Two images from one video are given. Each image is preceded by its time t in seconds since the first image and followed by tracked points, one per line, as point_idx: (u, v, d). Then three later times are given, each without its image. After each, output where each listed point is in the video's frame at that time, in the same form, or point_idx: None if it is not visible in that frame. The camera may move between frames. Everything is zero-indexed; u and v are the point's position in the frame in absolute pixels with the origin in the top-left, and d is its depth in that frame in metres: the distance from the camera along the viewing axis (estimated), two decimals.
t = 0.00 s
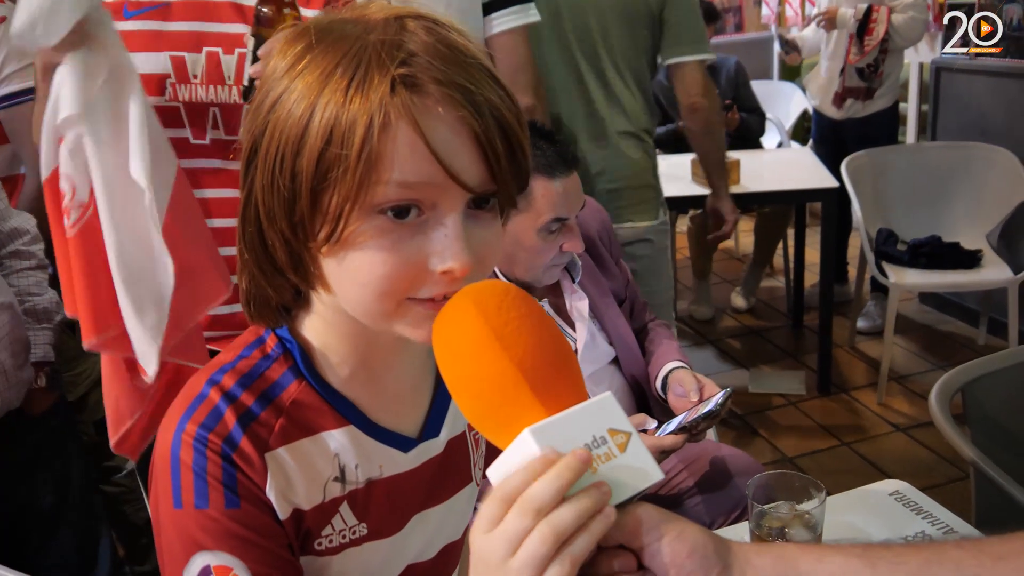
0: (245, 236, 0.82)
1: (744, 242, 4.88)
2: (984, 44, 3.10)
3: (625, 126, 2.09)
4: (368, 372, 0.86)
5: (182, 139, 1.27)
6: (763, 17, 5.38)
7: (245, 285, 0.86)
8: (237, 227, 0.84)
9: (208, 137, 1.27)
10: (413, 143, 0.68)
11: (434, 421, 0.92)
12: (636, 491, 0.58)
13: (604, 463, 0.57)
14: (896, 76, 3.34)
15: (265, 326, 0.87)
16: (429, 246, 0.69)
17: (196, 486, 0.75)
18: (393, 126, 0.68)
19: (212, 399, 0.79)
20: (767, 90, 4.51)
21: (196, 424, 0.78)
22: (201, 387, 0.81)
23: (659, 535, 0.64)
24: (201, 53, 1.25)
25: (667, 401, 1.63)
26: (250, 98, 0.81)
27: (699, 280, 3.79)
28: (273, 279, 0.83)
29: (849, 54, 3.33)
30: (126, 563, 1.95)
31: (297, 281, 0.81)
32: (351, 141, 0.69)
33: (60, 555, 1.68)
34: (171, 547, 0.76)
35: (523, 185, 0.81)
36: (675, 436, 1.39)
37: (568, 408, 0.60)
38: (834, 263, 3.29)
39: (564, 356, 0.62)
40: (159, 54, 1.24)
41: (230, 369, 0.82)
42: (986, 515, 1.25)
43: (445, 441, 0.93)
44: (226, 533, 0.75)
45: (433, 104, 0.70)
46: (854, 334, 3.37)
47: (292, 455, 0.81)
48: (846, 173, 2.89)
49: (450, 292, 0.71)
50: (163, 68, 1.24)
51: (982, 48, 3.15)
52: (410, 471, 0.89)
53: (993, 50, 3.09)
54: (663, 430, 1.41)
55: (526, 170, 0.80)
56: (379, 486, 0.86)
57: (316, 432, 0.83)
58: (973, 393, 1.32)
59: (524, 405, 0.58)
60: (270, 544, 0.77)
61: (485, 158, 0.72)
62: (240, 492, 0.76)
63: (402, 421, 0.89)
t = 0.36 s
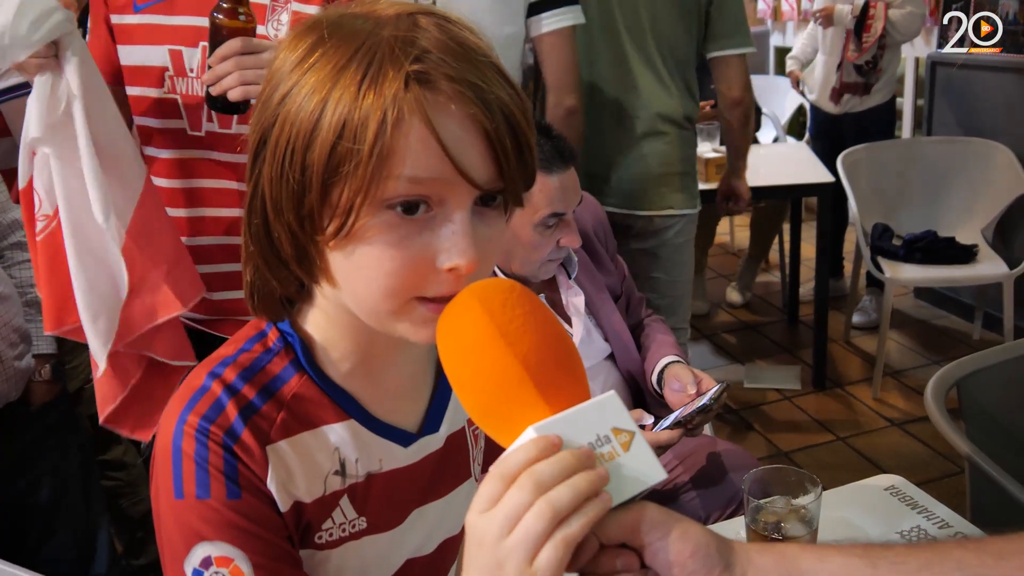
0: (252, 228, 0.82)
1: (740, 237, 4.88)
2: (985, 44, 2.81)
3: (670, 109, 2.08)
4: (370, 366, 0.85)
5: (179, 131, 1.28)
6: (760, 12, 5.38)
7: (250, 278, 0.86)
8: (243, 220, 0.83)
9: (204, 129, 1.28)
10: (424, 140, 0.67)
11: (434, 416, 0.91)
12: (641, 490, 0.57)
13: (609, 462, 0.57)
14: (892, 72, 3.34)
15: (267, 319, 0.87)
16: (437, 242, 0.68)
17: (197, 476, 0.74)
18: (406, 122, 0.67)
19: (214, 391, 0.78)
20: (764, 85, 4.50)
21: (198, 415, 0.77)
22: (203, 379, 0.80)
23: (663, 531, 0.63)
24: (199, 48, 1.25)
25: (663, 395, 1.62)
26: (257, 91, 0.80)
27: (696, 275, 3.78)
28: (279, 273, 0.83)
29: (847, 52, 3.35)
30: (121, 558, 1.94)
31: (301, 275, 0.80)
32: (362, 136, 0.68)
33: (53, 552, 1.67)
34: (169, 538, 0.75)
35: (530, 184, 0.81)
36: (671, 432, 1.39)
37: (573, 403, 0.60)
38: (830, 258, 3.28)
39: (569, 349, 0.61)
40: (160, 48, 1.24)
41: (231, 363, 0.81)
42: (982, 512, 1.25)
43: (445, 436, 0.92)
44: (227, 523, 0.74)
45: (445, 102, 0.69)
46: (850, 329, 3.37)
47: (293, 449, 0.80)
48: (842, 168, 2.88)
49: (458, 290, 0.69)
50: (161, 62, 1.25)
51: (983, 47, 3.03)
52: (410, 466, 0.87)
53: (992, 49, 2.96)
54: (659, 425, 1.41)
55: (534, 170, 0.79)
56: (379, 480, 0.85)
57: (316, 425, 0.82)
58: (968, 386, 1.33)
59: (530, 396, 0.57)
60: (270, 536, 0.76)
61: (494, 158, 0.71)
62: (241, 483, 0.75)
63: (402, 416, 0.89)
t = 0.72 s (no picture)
0: (260, 228, 0.82)
1: (738, 236, 4.89)
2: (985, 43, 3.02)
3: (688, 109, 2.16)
4: (372, 364, 0.85)
5: (158, 135, 1.33)
6: (758, 12, 5.38)
7: (256, 277, 0.86)
8: (251, 219, 0.84)
9: (184, 130, 1.32)
10: (438, 137, 0.67)
11: (436, 415, 0.91)
12: (641, 486, 0.57)
13: (608, 460, 0.57)
14: (891, 70, 3.33)
15: (271, 318, 0.87)
16: (447, 241, 0.68)
17: (199, 471, 0.74)
18: (421, 120, 0.68)
19: (217, 388, 0.79)
20: (762, 85, 4.51)
21: (201, 411, 0.77)
22: (206, 375, 0.81)
23: (661, 531, 0.64)
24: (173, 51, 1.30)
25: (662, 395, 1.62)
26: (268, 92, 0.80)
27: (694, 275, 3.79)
28: (286, 271, 0.83)
29: (841, 50, 3.37)
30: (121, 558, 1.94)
31: (308, 273, 0.80)
32: (377, 134, 0.68)
33: (54, 552, 1.68)
34: (172, 534, 0.75)
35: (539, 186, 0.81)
36: (669, 431, 1.39)
37: (575, 401, 0.60)
38: (828, 258, 3.29)
39: (570, 347, 0.61)
40: (136, 54, 1.29)
41: (234, 360, 0.82)
42: (979, 511, 1.25)
43: (447, 435, 0.92)
44: (228, 519, 0.74)
45: (459, 100, 0.69)
46: (848, 329, 3.38)
47: (295, 446, 0.80)
48: (840, 167, 2.89)
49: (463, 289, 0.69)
50: (134, 69, 1.29)
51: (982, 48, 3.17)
52: (411, 464, 0.88)
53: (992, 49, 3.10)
54: (658, 424, 1.41)
55: (543, 171, 0.80)
56: (380, 477, 0.85)
57: (318, 423, 0.82)
58: (966, 386, 1.33)
59: (530, 393, 0.58)
60: (271, 532, 0.76)
61: (506, 156, 0.71)
62: (242, 479, 0.75)
63: (404, 414, 0.89)
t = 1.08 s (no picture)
0: (265, 227, 0.82)
1: (735, 237, 4.89)
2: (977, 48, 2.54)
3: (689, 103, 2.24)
4: (376, 360, 0.85)
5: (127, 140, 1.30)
6: (755, 13, 5.39)
7: (258, 278, 0.86)
8: (255, 219, 0.84)
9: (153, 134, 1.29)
10: (442, 131, 0.68)
11: (444, 411, 0.91)
12: (647, 481, 0.57)
13: (612, 459, 0.57)
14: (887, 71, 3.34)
15: (275, 317, 0.87)
16: (452, 237, 0.67)
17: (202, 468, 0.74)
18: (425, 114, 0.68)
19: (220, 385, 0.79)
20: (759, 86, 4.52)
21: (204, 408, 0.77)
22: (210, 372, 0.81)
23: (662, 532, 0.64)
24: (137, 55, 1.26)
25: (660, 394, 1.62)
26: (272, 94, 0.81)
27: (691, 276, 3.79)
28: (290, 270, 0.83)
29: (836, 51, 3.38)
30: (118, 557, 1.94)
31: (313, 271, 0.80)
32: (381, 129, 0.68)
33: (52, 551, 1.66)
34: (176, 532, 0.75)
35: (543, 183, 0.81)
36: (667, 432, 1.39)
37: (580, 397, 0.60)
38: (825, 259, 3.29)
39: (573, 343, 0.61)
40: (102, 60, 1.27)
41: (238, 357, 0.82)
42: (977, 511, 1.25)
43: (454, 431, 0.91)
44: (231, 516, 0.74)
45: (463, 94, 0.70)
46: (845, 329, 3.38)
47: (300, 443, 0.80)
48: (837, 168, 2.89)
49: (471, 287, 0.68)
50: (100, 74, 1.28)
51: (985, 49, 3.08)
52: (416, 461, 0.87)
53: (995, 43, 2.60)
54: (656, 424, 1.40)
55: (547, 167, 0.80)
56: (386, 475, 0.85)
57: (323, 420, 0.82)
58: (962, 386, 1.33)
59: (535, 387, 0.58)
60: (275, 528, 0.76)
61: (510, 150, 0.71)
62: (246, 476, 0.75)
63: (409, 410, 0.89)
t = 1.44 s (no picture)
0: (268, 230, 0.82)
1: (733, 238, 4.89)
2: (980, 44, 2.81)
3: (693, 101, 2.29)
4: (382, 367, 0.84)
5: (108, 141, 1.29)
6: (753, 14, 5.38)
7: (263, 281, 0.86)
8: (259, 221, 0.83)
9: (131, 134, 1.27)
10: (444, 139, 0.67)
11: (447, 419, 0.91)
12: (649, 487, 0.57)
13: (611, 462, 0.57)
14: (884, 74, 3.33)
15: (280, 322, 0.86)
16: (454, 243, 0.67)
17: (206, 473, 0.74)
18: (427, 122, 0.67)
19: (226, 390, 0.78)
20: (757, 87, 4.52)
21: (210, 413, 0.77)
22: (215, 377, 0.80)
23: (660, 535, 0.63)
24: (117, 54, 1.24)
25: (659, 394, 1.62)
26: (275, 97, 0.81)
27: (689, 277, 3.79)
28: (293, 274, 0.82)
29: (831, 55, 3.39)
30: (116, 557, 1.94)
31: (316, 276, 0.80)
32: (383, 136, 0.68)
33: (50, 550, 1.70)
34: (177, 537, 0.74)
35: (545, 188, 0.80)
36: (665, 432, 1.39)
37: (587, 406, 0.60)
38: (823, 260, 3.29)
39: (580, 353, 0.61)
40: (83, 58, 1.25)
41: (244, 363, 0.81)
42: (974, 511, 1.25)
43: (457, 440, 0.91)
44: (234, 521, 0.73)
45: (466, 102, 0.69)
46: (843, 330, 3.38)
47: (304, 450, 0.80)
48: (835, 169, 2.89)
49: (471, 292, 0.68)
50: (82, 73, 1.27)
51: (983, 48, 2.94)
52: (420, 469, 0.87)
53: (990, 46, 2.84)
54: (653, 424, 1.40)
55: (549, 174, 0.79)
56: (390, 483, 0.85)
57: (328, 427, 0.82)
58: (960, 387, 1.33)
59: (541, 395, 0.57)
60: (277, 535, 0.75)
61: (512, 158, 0.71)
62: (249, 482, 0.75)
63: (415, 418, 0.88)
